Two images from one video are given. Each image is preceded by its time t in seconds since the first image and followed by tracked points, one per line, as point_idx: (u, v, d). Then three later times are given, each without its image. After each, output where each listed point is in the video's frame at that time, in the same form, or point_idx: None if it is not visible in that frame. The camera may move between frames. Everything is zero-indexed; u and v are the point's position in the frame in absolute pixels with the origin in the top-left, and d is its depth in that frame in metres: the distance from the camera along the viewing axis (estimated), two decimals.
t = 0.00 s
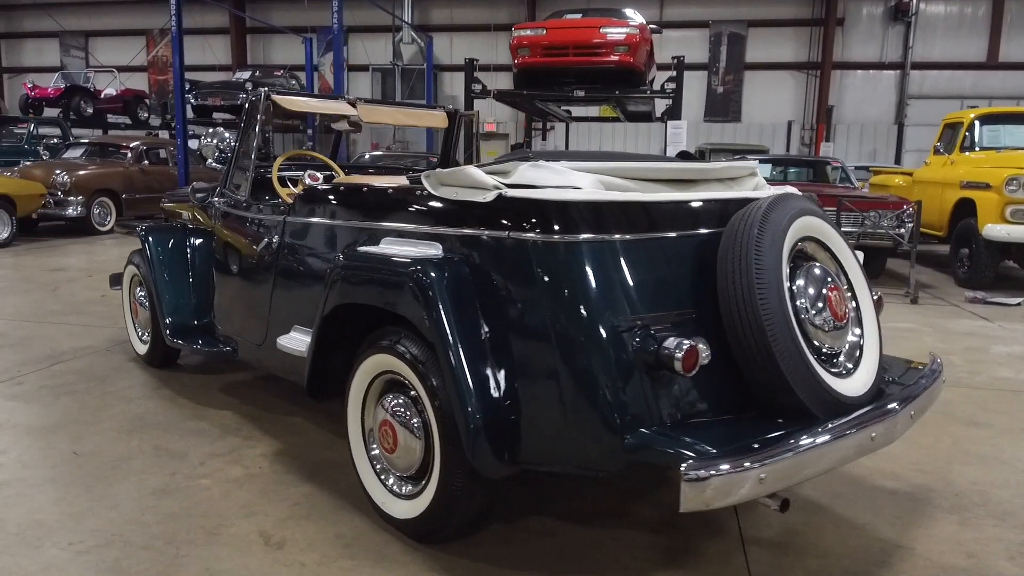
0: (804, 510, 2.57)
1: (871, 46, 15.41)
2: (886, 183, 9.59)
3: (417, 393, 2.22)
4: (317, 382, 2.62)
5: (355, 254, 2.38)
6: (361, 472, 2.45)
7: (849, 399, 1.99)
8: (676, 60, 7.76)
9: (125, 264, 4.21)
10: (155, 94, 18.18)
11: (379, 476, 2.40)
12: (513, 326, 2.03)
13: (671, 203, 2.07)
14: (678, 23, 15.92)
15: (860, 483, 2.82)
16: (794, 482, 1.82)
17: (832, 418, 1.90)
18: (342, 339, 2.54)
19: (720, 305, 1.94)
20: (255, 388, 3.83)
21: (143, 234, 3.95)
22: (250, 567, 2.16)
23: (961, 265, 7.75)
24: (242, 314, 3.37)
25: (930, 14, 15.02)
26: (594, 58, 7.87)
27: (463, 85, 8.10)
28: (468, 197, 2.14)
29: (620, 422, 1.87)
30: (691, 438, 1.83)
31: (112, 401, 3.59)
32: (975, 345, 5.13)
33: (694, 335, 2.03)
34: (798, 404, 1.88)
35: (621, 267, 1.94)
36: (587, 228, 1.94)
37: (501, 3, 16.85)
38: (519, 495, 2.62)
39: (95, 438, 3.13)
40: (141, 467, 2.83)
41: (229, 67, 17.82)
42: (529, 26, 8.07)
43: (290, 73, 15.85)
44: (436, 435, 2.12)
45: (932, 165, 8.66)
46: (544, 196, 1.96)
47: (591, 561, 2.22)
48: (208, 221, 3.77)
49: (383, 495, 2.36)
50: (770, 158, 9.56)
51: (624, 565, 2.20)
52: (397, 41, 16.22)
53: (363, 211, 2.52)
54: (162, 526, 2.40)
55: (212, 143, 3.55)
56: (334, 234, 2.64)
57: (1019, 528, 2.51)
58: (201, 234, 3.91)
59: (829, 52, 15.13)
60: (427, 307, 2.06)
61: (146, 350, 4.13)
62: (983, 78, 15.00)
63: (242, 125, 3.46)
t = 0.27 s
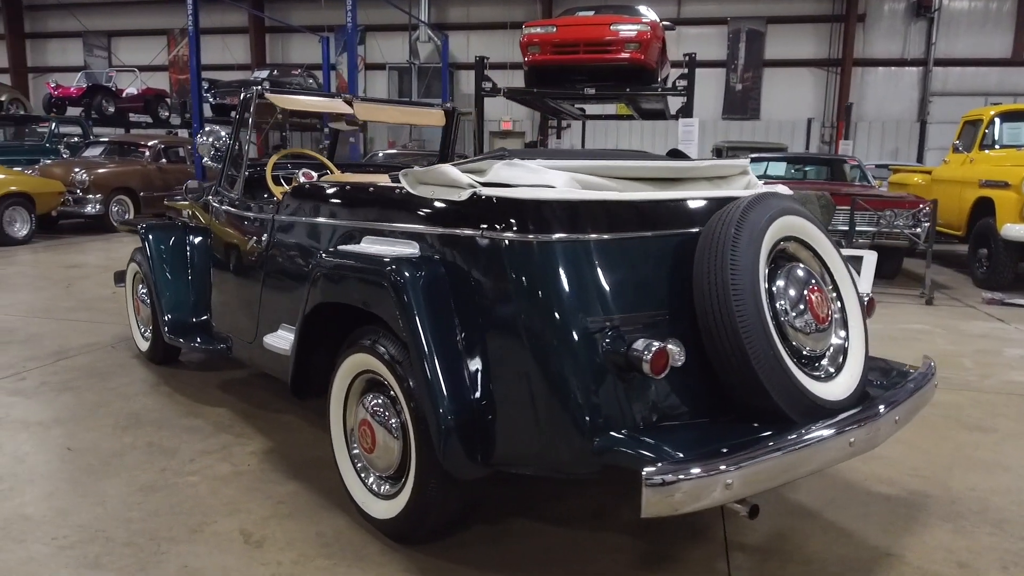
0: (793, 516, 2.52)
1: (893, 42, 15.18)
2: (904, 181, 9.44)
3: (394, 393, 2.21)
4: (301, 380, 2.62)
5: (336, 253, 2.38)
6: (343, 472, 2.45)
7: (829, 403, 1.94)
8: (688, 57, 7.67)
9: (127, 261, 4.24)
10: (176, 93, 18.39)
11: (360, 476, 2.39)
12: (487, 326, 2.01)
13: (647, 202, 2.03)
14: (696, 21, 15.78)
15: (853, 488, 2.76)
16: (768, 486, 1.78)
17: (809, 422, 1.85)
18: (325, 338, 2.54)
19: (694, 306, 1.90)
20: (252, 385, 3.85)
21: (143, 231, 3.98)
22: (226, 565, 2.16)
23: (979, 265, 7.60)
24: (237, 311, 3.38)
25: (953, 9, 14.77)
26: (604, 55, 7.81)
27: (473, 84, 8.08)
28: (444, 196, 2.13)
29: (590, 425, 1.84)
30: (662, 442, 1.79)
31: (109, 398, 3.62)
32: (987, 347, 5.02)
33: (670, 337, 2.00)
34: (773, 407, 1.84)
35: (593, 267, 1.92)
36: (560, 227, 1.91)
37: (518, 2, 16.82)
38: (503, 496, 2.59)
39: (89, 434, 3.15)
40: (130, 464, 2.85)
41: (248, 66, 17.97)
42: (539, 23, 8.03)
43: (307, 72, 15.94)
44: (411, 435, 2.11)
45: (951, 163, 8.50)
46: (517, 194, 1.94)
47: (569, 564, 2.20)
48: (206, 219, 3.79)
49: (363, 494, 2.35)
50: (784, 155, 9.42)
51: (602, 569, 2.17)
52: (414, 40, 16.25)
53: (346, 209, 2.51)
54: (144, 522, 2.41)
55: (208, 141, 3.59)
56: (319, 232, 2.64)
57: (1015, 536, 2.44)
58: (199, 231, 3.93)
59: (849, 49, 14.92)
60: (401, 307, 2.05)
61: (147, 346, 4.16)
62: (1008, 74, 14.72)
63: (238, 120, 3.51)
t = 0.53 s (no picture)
0: (784, 519, 2.48)
1: (920, 38, 14.89)
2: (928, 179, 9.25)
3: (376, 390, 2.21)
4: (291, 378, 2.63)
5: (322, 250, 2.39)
6: (329, 469, 2.45)
7: (810, 404, 1.90)
8: (703, 54, 7.59)
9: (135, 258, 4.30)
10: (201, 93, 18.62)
11: (345, 473, 2.39)
12: (464, 324, 2.00)
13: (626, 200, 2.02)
14: (718, 17, 15.61)
15: (849, 492, 2.71)
16: (744, 488, 1.75)
17: (788, 424, 1.82)
18: (313, 335, 2.55)
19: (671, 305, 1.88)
20: (254, 382, 3.88)
21: (149, 228, 4.03)
22: (209, 559, 2.17)
23: (1003, 266, 7.40)
24: (237, 307, 3.42)
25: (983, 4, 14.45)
26: (618, 52, 7.76)
27: (487, 82, 8.06)
28: (424, 193, 2.13)
29: (563, 424, 1.82)
30: (635, 443, 1.77)
31: (113, 392, 3.67)
32: (1005, 350, 4.90)
33: (647, 337, 1.98)
34: (750, 408, 1.81)
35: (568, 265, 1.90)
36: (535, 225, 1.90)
37: None
38: (490, 495, 2.58)
39: (90, 428, 3.20)
40: (126, 458, 2.89)
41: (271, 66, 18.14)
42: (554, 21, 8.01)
43: (329, 71, 16.04)
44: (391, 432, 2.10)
45: (975, 160, 8.32)
46: (494, 192, 1.93)
47: (550, 564, 2.18)
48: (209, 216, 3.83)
49: (348, 491, 2.35)
50: (803, 153, 9.26)
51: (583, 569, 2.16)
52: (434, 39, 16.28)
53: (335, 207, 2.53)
54: (134, 516, 2.44)
55: (210, 139, 3.64)
56: (311, 230, 2.66)
57: (1013, 544, 2.38)
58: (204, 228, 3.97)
59: (875, 45, 14.66)
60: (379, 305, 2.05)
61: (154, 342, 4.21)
62: None
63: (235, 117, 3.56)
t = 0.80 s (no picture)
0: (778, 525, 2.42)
1: (951, 34, 14.57)
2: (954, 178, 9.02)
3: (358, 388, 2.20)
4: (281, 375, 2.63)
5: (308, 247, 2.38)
6: (316, 467, 2.44)
7: (795, 408, 1.84)
8: (721, 51, 7.47)
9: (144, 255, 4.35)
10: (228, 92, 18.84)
11: (331, 471, 2.38)
12: (442, 322, 1.97)
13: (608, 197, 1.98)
14: (743, 15, 15.41)
15: (848, 498, 2.64)
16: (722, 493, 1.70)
17: (770, 428, 1.76)
18: (300, 333, 2.54)
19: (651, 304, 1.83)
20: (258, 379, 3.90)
21: (156, 224, 4.07)
22: (192, 555, 2.18)
23: None
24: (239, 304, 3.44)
25: None
26: (635, 49, 7.68)
27: (503, 81, 8.02)
28: (405, 189, 2.12)
29: (539, 425, 1.79)
30: (610, 446, 1.73)
31: (119, 387, 3.71)
32: None
33: (627, 338, 1.94)
34: (731, 412, 1.76)
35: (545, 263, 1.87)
36: (512, 222, 1.87)
37: None
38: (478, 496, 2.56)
39: (91, 422, 3.24)
40: (123, 452, 2.92)
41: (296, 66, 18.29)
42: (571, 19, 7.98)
43: (352, 71, 16.13)
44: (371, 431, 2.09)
45: (1004, 159, 8.10)
46: (472, 188, 1.91)
47: (534, 566, 2.15)
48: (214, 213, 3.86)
49: (333, 490, 2.34)
50: (826, 152, 9.07)
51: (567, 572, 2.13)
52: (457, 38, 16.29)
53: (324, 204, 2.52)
54: (124, 510, 2.45)
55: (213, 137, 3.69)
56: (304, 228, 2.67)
57: (1017, 555, 2.29)
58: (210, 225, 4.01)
59: (904, 42, 14.36)
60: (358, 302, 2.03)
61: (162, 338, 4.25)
62: None
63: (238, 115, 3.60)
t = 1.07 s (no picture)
0: (771, 531, 2.36)
1: (978, 31, 14.27)
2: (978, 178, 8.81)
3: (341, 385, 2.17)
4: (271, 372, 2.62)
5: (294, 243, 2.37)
6: (303, 465, 2.43)
7: (780, 410, 1.79)
8: (736, 48, 7.36)
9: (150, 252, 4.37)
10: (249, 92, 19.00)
11: (317, 469, 2.36)
12: (422, 319, 1.94)
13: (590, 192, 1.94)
14: (764, 12, 15.20)
15: (848, 504, 2.57)
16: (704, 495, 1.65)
17: (754, 429, 1.70)
18: (288, 329, 2.53)
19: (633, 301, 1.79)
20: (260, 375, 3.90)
21: (161, 221, 4.10)
22: (174, 552, 2.17)
23: None
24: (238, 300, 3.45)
25: None
26: (648, 46, 7.61)
27: (517, 79, 7.98)
28: (387, 184, 2.09)
29: (515, 425, 1.75)
30: (587, 447, 1.68)
31: (121, 383, 3.74)
32: None
33: (608, 337, 1.89)
34: (713, 413, 1.71)
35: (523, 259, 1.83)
36: (491, 217, 1.83)
37: None
38: (466, 497, 2.53)
39: (90, 417, 3.25)
40: (118, 447, 2.93)
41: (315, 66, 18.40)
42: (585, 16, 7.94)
43: (371, 70, 16.18)
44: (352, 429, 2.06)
45: None
46: (451, 182, 1.87)
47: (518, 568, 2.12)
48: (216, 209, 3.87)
49: (319, 488, 2.32)
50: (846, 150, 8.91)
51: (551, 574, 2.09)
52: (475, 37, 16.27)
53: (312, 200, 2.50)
54: (111, 505, 2.45)
55: (214, 133, 3.71)
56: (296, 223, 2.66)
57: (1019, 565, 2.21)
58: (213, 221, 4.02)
59: (929, 39, 14.09)
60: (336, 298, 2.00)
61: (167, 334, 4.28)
62: None
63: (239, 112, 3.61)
